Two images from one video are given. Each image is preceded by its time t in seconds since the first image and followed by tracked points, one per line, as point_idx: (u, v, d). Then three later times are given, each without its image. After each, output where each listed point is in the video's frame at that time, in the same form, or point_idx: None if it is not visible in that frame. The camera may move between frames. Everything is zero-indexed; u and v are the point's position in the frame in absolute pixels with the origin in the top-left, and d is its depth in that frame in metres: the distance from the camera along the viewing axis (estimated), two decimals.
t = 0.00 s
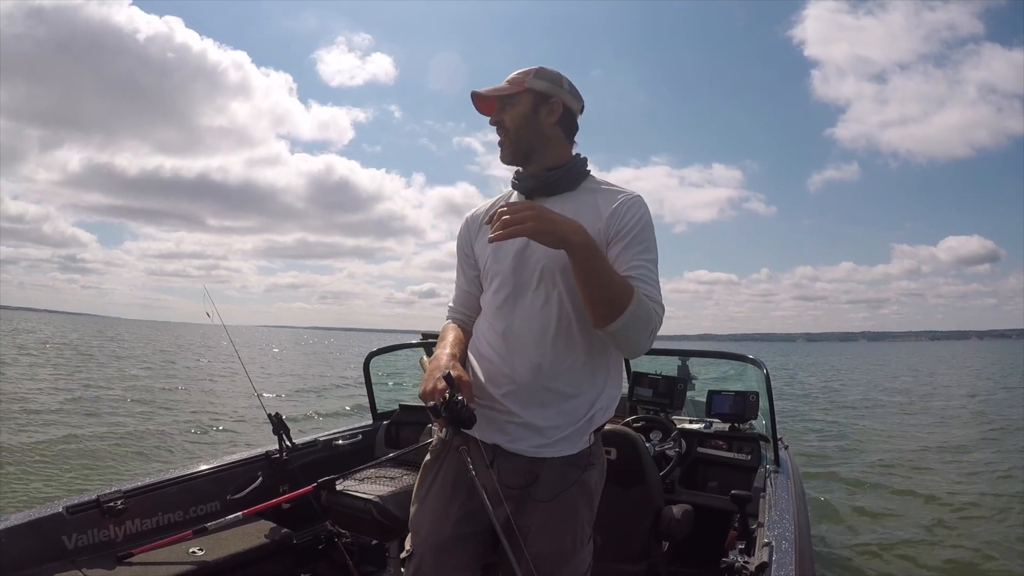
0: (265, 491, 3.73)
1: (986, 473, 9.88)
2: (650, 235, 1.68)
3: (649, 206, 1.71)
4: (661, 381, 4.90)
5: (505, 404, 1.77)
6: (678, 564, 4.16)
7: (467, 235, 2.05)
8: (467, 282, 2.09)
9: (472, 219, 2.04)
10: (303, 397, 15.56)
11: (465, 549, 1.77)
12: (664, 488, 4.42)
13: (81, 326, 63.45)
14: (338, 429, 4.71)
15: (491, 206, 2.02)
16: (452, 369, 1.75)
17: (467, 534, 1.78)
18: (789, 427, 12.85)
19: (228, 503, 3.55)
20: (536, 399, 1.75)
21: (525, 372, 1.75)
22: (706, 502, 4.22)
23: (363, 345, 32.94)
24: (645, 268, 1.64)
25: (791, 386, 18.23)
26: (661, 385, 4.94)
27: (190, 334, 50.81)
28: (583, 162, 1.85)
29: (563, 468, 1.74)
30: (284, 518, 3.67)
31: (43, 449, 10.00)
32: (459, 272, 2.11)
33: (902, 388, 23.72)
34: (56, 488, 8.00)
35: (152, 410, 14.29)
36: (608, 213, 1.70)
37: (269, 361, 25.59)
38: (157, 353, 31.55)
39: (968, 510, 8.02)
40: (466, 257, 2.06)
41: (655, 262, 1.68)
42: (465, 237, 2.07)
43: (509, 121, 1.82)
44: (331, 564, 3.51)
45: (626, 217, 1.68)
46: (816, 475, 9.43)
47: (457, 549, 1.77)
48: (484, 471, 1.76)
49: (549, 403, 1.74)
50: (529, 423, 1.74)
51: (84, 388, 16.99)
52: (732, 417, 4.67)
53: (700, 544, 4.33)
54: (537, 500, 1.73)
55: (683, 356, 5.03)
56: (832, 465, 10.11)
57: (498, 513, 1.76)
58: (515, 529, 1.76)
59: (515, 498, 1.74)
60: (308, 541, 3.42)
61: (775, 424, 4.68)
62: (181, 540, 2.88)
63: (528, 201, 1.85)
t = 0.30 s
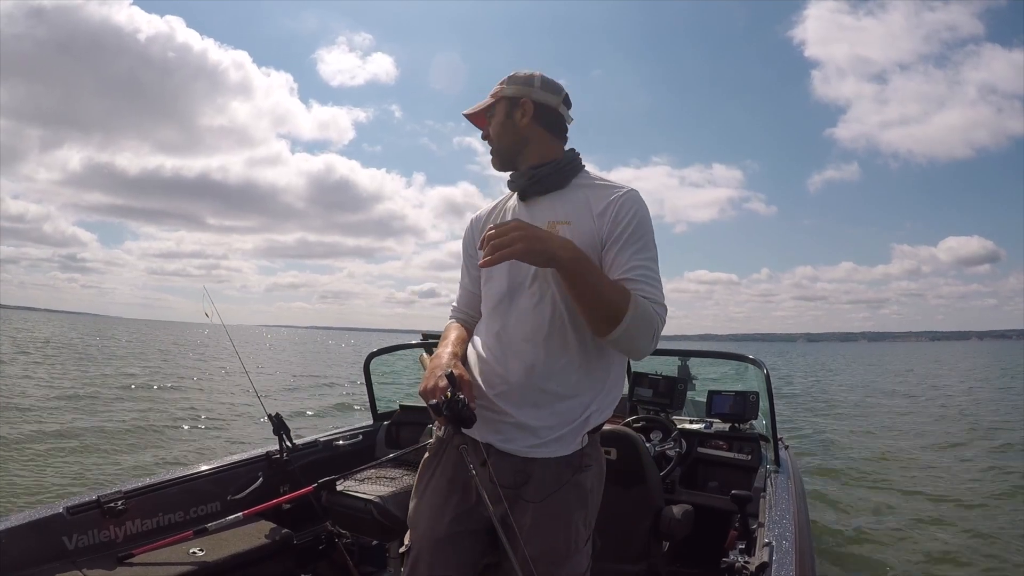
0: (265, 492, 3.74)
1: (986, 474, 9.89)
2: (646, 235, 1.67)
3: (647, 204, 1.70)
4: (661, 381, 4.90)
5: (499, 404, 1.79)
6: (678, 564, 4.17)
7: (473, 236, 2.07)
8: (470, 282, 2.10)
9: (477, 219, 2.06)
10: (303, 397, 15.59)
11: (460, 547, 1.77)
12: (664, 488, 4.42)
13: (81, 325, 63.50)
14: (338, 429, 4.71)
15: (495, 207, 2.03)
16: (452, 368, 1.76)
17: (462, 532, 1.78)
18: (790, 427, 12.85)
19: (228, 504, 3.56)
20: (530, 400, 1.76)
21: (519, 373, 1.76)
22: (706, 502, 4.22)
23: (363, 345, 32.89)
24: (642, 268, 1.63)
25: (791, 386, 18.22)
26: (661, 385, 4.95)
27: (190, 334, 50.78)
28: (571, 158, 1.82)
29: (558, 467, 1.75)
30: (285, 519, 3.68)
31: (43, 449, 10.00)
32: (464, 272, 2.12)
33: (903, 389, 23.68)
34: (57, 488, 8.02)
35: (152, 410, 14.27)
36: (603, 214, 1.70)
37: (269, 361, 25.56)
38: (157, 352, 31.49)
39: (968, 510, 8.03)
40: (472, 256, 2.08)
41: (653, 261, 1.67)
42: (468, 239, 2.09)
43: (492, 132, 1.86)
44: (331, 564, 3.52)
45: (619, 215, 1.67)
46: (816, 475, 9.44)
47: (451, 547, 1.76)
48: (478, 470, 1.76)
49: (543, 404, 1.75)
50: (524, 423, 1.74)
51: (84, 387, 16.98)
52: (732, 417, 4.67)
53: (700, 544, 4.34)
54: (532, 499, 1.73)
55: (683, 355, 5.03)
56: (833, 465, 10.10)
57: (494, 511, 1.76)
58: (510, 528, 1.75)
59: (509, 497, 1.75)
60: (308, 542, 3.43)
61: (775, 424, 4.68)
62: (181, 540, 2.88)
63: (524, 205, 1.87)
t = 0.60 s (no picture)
0: (265, 491, 3.74)
1: (984, 475, 9.92)
2: (643, 234, 1.68)
3: (644, 204, 1.70)
4: (662, 381, 4.90)
5: (501, 405, 1.79)
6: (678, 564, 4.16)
7: (471, 239, 2.07)
8: (468, 285, 2.10)
9: (474, 222, 2.06)
10: (302, 398, 15.63)
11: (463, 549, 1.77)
12: (664, 488, 4.42)
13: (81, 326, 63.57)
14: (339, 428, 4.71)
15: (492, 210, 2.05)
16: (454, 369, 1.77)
17: (466, 533, 1.78)
18: (790, 429, 12.85)
19: (229, 503, 3.56)
20: (532, 399, 1.76)
21: (520, 372, 1.76)
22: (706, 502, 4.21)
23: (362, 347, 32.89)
24: (639, 263, 1.63)
25: (791, 387, 18.23)
26: (662, 385, 4.95)
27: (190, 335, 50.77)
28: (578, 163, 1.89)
29: (561, 466, 1.75)
30: (285, 518, 3.68)
31: (42, 450, 9.99)
32: (462, 275, 2.13)
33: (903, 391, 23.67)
34: (56, 488, 8.04)
35: (152, 412, 14.27)
36: (600, 212, 1.70)
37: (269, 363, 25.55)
38: (156, 354, 31.49)
39: (969, 512, 8.03)
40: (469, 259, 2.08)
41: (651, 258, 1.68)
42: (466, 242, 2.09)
43: (511, 124, 1.82)
44: (331, 564, 3.51)
45: (617, 215, 1.68)
46: (816, 477, 9.44)
47: (455, 549, 1.77)
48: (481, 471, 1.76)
49: (545, 403, 1.75)
50: (527, 423, 1.75)
51: (83, 389, 16.97)
52: (732, 417, 4.67)
53: (700, 545, 4.33)
54: (536, 498, 1.73)
55: (683, 356, 5.03)
56: (833, 467, 10.10)
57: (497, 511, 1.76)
58: (513, 529, 1.75)
59: (513, 497, 1.75)
60: (308, 541, 3.43)
61: (776, 424, 4.68)
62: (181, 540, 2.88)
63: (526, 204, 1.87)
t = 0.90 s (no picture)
0: (265, 489, 3.73)
1: (983, 474, 9.92)
2: (642, 243, 1.81)
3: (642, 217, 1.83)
4: (661, 378, 4.89)
5: (514, 401, 1.76)
6: (678, 562, 4.15)
7: (452, 233, 1.98)
8: (445, 281, 2.00)
9: (457, 216, 1.97)
10: (301, 401, 15.65)
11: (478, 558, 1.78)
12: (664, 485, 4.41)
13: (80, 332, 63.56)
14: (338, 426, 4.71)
15: (477, 203, 1.97)
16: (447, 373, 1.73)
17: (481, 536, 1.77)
18: (789, 429, 12.85)
19: (228, 501, 3.55)
20: (546, 395, 1.76)
21: (534, 367, 1.75)
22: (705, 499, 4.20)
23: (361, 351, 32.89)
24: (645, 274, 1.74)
25: (791, 388, 18.24)
26: (661, 382, 4.95)
27: (189, 340, 50.80)
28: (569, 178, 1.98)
29: (573, 456, 1.77)
30: (285, 516, 3.67)
31: (41, 455, 10.00)
32: (439, 270, 2.02)
33: (902, 391, 23.67)
34: (56, 493, 8.06)
35: (151, 416, 14.28)
36: (608, 218, 1.79)
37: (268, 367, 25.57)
38: (154, 360, 31.51)
39: (968, 511, 8.03)
40: (449, 254, 1.98)
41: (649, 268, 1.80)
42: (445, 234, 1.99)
43: (552, 123, 1.83)
44: (331, 562, 3.51)
45: (621, 224, 1.80)
46: (815, 477, 9.44)
47: (472, 556, 1.77)
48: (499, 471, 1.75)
49: (556, 399, 1.77)
50: (543, 418, 1.75)
51: (82, 393, 16.97)
52: (731, 414, 4.66)
53: (700, 542, 4.32)
54: (552, 490, 1.75)
55: (682, 353, 5.03)
56: (832, 467, 10.11)
57: (513, 510, 1.76)
58: (528, 524, 1.77)
59: (529, 493, 1.75)
60: (308, 539, 3.42)
61: (775, 421, 4.67)
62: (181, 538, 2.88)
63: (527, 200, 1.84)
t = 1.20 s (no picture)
0: (264, 489, 3.72)
1: (983, 472, 9.91)
2: (601, 251, 2.03)
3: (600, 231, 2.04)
4: (659, 377, 4.88)
5: (533, 403, 1.70)
6: (678, 561, 4.14)
7: (431, 219, 1.68)
8: (416, 272, 1.67)
9: (438, 202, 1.69)
10: (300, 405, 15.67)
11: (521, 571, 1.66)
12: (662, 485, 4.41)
13: (79, 338, 63.67)
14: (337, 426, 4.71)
15: (457, 189, 1.74)
16: (434, 380, 1.55)
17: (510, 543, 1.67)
18: (788, 428, 12.87)
19: (227, 501, 3.54)
20: (554, 394, 1.76)
21: (547, 368, 1.73)
22: (704, 498, 4.20)
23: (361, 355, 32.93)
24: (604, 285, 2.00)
25: (791, 387, 18.26)
26: (660, 382, 4.94)
27: (190, 346, 50.89)
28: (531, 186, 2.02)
29: (576, 448, 1.84)
30: (284, 516, 3.66)
31: (42, 459, 10.03)
32: (405, 259, 1.68)
33: (901, 389, 23.69)
34: (55, 497, 8.06)
35: (151, 420, 14.32)
36: (584, 228, 1.93)
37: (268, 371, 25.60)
38: (155, 365, 31.58)
39: (968, 508, 8.04)
40: (427, 243, 1.67)
41: (606, 275, 2.04)
42: (423, 218, 1.67)
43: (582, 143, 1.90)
44: (329, 563, 3.46)
45: (591, 234, 1.97)
46: (815, 475, 9.46)
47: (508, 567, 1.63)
48: (525, 473, 1.68)
49: (559, 397, 1.78)
50: (555, 415, 1.75)
51: (83, 398, 17.03)
52: (730, 414, 4.64)
53: (699, 541, 4.31)
54: (566, 483, 1.78)
55: (681, 352, 5.01)
56: (831, 465, 10.12)
57: (532, 509, 1.73)
58: (545, 519, 1.77)
59: (547, 489, 1.75)
60: (308, 539, 3.41)
61: (774, 421, 4.66)
62: (180, 538, 2.87)
63: (529, 200, 1.77)
